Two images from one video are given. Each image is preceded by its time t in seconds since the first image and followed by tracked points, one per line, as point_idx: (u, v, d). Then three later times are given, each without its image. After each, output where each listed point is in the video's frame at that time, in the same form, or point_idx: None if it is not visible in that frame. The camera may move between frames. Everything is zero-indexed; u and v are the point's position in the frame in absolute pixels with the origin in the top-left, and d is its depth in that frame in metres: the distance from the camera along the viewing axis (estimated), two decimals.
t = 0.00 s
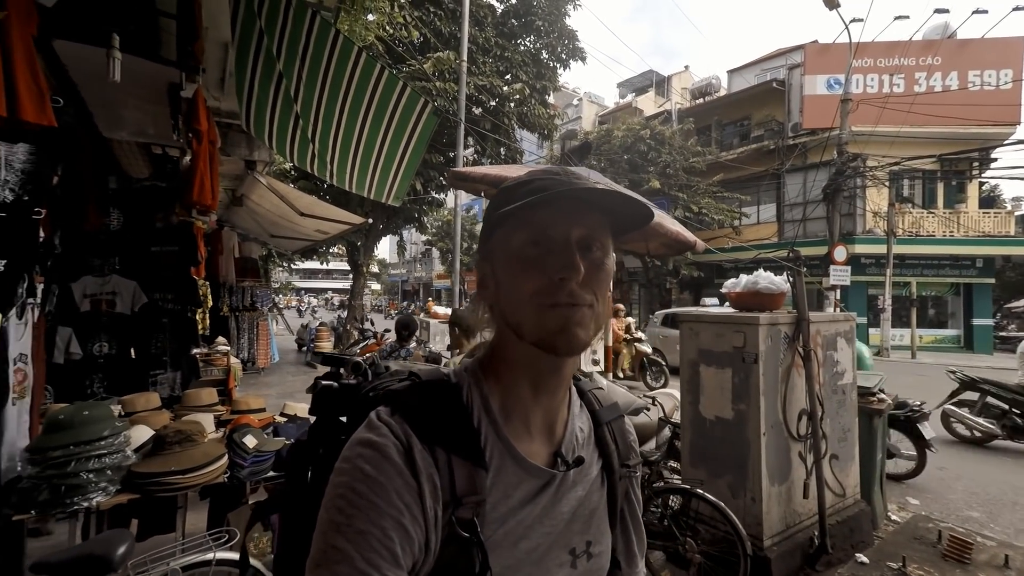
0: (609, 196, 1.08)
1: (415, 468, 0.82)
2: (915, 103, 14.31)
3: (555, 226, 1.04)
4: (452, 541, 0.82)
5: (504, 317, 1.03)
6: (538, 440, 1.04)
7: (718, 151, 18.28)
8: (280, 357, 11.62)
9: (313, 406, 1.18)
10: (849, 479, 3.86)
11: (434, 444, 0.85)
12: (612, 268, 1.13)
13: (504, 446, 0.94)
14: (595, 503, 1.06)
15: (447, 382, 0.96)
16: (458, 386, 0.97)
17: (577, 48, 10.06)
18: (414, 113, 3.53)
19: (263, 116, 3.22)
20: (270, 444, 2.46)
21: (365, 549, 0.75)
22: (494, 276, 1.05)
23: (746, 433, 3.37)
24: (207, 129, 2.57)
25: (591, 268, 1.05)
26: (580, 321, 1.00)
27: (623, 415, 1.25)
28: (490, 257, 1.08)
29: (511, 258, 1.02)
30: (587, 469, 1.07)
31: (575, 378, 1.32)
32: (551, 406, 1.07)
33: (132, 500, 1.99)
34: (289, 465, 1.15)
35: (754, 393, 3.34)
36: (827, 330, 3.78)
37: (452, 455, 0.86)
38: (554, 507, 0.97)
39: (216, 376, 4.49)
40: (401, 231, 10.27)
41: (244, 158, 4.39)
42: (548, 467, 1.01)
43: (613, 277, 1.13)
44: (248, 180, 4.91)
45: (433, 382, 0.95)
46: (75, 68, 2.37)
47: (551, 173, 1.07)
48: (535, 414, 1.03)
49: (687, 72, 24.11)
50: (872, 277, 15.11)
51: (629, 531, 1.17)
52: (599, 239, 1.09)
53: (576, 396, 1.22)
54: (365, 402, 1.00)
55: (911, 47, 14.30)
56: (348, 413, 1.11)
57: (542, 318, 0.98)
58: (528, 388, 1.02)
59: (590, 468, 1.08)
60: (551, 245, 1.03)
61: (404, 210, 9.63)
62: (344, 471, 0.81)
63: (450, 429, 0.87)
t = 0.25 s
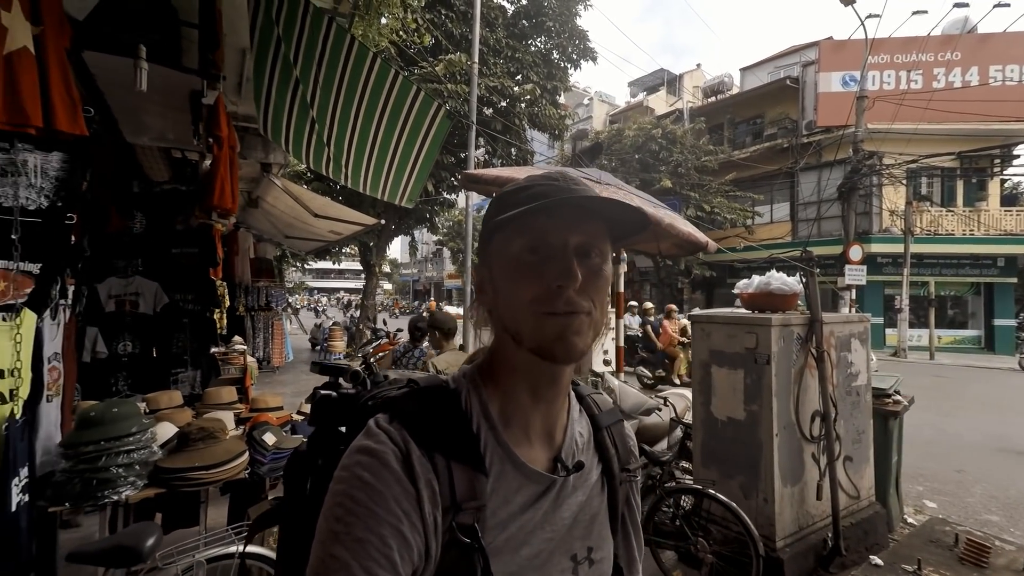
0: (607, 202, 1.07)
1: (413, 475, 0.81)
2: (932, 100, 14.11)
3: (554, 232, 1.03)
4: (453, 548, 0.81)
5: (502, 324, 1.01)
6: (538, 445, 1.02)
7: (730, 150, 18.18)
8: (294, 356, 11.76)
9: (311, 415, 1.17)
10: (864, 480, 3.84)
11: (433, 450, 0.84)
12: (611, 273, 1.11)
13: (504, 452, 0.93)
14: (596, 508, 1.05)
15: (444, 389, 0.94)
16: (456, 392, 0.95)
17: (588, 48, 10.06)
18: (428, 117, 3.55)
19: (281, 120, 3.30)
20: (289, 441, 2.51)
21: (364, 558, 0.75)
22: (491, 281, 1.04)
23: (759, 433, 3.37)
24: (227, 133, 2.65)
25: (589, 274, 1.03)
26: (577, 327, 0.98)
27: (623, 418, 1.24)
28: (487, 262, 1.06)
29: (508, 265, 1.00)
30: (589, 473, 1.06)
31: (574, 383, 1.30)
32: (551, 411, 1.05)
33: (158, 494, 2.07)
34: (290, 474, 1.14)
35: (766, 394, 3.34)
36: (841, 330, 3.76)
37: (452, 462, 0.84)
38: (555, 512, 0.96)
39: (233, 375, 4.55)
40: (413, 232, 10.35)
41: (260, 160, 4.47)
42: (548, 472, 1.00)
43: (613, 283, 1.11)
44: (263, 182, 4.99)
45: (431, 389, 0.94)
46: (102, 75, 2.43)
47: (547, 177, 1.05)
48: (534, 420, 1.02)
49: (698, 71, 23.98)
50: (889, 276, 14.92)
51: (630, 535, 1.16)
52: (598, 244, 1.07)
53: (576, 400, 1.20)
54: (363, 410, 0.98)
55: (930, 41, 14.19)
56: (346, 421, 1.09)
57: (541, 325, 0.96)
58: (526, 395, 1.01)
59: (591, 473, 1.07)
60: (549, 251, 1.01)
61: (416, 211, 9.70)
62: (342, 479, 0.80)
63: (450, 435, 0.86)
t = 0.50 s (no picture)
0: (604, 205, 1.07)
1: (413, 483, 0.82)
2: (952, 97, 13.88)
3: (553, 237, 1.03)
4: (456, 554, 0.82)
5: (501, 329, 1.01)
6: (539, 450, 1.02)
7: (744, 149, 18.04)
8: (308, 356, 11.89)
9: (311, 424, 1.18)
10: (881, 483, 3.81)
11: (434, 458, 0.85)
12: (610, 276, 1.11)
13: (504, 457, 0.94)
14: (600, 513, 1.05)
15: (443, 395, 0.95)
16: (455, 398, 0.96)
17: (600, 48, 10.05)
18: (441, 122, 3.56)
19: (297, 125, 3.37)
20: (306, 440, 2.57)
21: (364, 567, 0.76)
22: (490, 286, 1.04)
23: (772, 434, 3.36)
24: (248, 139, 2.71)
25: (587, 278, 1.04)
26: (576, 333, 0.98)
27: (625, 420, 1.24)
28: (485, 267, 1.06)
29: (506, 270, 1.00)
30: (591, 478, 1.07)
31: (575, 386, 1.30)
32: (552, 415, 1.05)
33: (182, 489, 2.14)
34: (290, 485, 1.14)
35: (779, 396, 3.33)
36: (857, 331, 3.73)
37: (453, 470, 0.86)
38: (558, 518, 0.97)
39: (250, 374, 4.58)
40: (425, 233, 10.42)
41: (276, 163, 4.55)
42: (550, 477, 1.01)
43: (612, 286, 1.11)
44: (279, 184, 5.07)
45: (431, 395, 0.95)
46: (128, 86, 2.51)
47: (545, 181, 1.05)
48: (535, 426, 1.02)
49: (711, 69, 23.80)
50: (907, 276, 14.69)
51: (633, 539, 1.16)
52: (596, 248, 1.07)
53: (576, 404, 1.20)
54: (363, 418, 0.99)
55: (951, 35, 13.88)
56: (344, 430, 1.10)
57: (540, 331, 0.97)
58: (527, 398, 1.01)
59: (593, 477, 1.08)
60: (548, 256, 1.01)
61: (428, 212, 9.77)
62: (342, 488, 0.82)
63: (449, 442, 0.87)
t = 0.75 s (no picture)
0: (606, 202, 1.09)
1: (420, 478, 0.82)
2: (967, 93, 13.69)
3: (554, 234, 1.05)
4: (463, 550, 0.81)
5: (506, 326, 1.03)
6: (545, 446, 1.03)
7: (754, 147, 17.94)
8: (319, 355, 12.01)
9: (319, 421, 1.18)
10: (893, 483, 3.79)
11: (440, 454, 0.85)
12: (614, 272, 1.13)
13: (510, 453, 0.94)
14: (606, 508, 1.06)
15: (449, 391, 0.96)
16: (461, 394, 0.97)
17: (609, 47, 10.05)
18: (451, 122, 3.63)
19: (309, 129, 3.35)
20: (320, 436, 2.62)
21: (371, 562, 0.76)
22: (494, 284, 1.06)
23: (783, 433, 3.36)
24: (262, 140, 2.77)
25: (590, 274, 1.05)
26: (580, 328, 1.00)
27: (631, 417, 1.25)
28: (490, 265, 1.08)
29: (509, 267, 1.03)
30: (596, 474, 1.07)
31: (581, 383, 1.31)
32: (558, 411, 1.06)
33: (200, 482, 2.19)
34: (299, 481, 1.15)
35: (789, 395, 3.33)
36: (869, 331, 3.72)
37: (460, 465, 0.85)
38: (565, 514, 0.97)
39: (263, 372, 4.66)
40: (435, 232, 10.48)
41: (289, 164, 4.61)
42: (556, 472, 1.01)
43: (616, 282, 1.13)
44: (291, 185, 5.14)
45: (436, 392, 0.95)
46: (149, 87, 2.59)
47: (547, 179, 1.07)
48: (540, 422, 1.03)
49: (721, 67, 23.66)
50: (921, 275, 14.52)
51: (640, 534, 1.17)
52: (599, 244, 1.09)
53: (582, 400, 1.21)
54: (370, 416, 0.99)
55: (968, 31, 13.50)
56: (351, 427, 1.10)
57: (543, 326, 0.98)
58: (532, 394, 1.02)
59: (599, 473, 1.08)
60: (550, 252, 1.03)
61: (437, 212, 9.83)
62: (349, 485, 0.82)
63: (456, 437, 0.87)
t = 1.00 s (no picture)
0: (611, 199, 1.09)
1: (425, 476, 0.83)
2: (976, 91, 13.58)
3: (559, 231, 1.05)
4: (468, 549, 0.82)
5: (512, 324, 1.04)
6: (550, 444, 1.04)
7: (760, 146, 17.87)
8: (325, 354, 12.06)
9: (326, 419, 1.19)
10: (900, 484, 3.77)
11: (446, 453, 0.85)
12: (619, 270, 1.14)
13: (516, 451, 0.95)
14: (613, 506, 1.06)
15: (455, 389, 0.97)
16: (467, 393, 0.98)
17: (614, 47, 10.04)
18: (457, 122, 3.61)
19: (317, 127, 3.45)
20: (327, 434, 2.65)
21: (376, 560, 0.76)
22: (499, 283, 1.06)
23: (789, 432, 3.36)
24: (270, 141, 2.79)
25: (596, 271, 1.06)
26: (587, 326, 1.00)
27: (637, 415, 1.26)
28: (495, 264, 1.09)
29: (514, 265, 1.03)
30: (603, 472, 1.08)
31: (586, 382, 1.32)
32: (563, 409, 1.07)
33: (209, 480, 2.22)
34: (306, 479, 1.15)
35: (796, 394, 3.32)
36: (876, 330, 3.71)
37: (465, 464, 0.86)
38: (570, 512, 0.98)
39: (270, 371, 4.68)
40: (439, 232, 10.50)
41: (295, 164, 4.63)
42: (562, 471, 1.02)
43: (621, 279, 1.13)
44: (298, 185, 5.17)
45: (442, 391, 0.96)
46: (160, 88, 2.61)
47: (552, 177, 1.08)
48: (546, 421, 1.04)
49: (727, 65, 23.57)
50: (929, 275, 14.42)
51: (646, 533, 1.18)
52: (604, 242, 1.10)
53: (587, 399, 1.22)
54: (375, 414, 0.99)
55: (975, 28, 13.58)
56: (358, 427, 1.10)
57: (549, 324, 0.99)
58: (538, 393, 1.03)
59: (606, 472, 1.09)
60: (555, 250, 1.04)
61: (442, 212, 9.85)
62: (355, 483, 0.82)
63: (460, 437, 0.87)
